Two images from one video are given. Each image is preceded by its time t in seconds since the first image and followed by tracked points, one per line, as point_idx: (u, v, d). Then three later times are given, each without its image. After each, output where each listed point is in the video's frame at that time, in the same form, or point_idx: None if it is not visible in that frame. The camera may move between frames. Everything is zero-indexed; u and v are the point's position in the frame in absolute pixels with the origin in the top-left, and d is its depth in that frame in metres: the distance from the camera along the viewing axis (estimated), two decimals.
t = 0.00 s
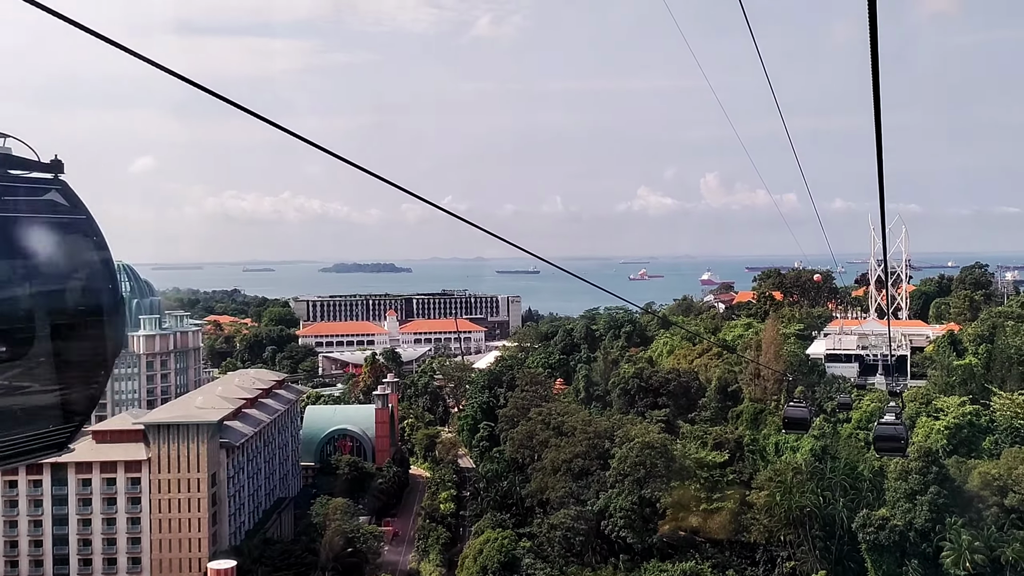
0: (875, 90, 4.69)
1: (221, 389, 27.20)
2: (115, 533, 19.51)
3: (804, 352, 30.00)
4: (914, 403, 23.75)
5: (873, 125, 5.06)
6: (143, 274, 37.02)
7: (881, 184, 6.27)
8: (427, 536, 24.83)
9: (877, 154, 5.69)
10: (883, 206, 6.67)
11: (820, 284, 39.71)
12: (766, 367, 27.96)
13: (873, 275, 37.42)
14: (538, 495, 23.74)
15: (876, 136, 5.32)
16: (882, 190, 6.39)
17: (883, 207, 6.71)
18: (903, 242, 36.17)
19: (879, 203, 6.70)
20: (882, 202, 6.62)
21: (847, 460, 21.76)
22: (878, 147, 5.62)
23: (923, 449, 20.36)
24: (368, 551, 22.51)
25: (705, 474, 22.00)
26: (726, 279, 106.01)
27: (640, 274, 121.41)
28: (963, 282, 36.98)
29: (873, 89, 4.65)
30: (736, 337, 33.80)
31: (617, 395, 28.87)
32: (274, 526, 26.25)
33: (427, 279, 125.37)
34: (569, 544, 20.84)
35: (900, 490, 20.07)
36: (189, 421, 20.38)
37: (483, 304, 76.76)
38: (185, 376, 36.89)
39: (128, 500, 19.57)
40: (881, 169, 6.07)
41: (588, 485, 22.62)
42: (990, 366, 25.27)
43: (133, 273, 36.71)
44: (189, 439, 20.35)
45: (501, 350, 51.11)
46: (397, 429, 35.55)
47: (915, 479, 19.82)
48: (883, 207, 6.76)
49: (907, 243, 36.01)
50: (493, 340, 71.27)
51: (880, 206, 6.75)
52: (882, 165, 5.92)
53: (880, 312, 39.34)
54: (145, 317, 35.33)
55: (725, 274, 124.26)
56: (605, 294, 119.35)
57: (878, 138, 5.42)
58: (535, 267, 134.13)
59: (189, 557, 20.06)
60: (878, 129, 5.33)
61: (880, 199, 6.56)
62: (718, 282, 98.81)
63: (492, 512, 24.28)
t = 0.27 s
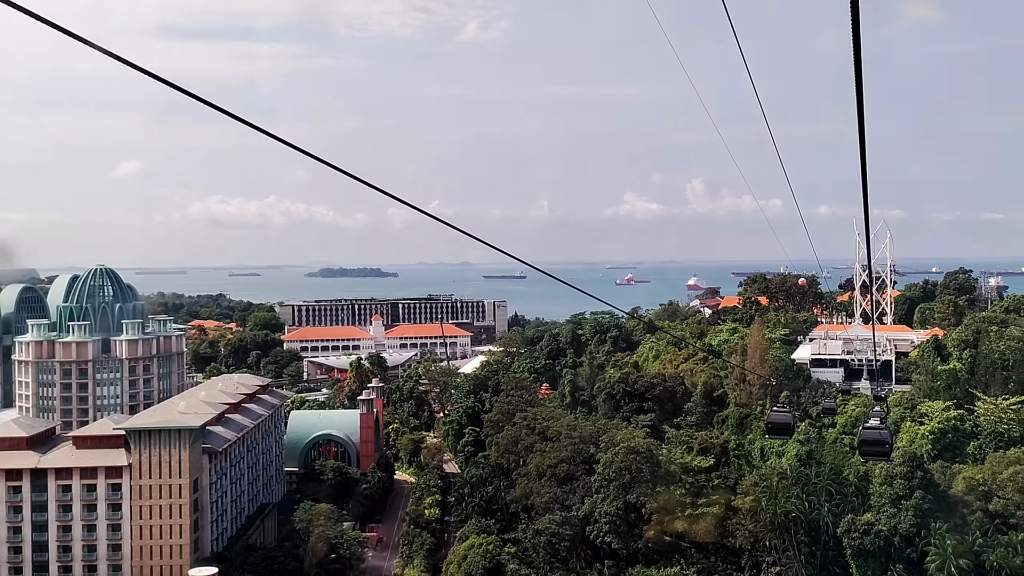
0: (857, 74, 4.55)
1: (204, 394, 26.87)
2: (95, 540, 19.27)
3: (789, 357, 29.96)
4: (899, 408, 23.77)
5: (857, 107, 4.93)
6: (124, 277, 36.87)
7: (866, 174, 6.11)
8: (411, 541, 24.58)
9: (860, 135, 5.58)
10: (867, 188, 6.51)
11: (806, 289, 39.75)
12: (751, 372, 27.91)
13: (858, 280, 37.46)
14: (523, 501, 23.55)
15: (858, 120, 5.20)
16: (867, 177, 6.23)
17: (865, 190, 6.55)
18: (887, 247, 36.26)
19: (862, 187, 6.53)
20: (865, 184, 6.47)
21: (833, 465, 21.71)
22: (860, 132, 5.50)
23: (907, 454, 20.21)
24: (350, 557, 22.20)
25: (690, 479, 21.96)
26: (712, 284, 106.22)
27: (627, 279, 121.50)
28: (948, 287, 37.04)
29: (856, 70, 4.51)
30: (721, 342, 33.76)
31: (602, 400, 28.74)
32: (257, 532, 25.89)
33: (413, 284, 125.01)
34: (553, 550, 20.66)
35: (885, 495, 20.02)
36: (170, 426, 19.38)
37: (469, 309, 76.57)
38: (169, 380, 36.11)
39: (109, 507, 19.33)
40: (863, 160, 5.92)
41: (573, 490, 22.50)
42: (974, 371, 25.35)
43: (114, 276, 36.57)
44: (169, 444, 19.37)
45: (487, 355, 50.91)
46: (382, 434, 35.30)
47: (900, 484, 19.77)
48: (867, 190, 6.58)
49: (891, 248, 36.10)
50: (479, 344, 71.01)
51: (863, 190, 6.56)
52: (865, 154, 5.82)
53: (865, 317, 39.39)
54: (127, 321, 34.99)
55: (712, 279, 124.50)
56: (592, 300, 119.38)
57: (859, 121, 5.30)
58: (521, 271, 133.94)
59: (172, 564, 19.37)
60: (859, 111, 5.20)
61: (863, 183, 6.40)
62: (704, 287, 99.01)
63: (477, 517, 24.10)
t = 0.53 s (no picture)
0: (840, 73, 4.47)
1: (185, 396, 26.62)
2: (74, 544, 19.00)
3: (773, 359, 29.97)
4: (881, 410, 23.81)
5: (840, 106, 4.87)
6: (105, 280, 36.38)
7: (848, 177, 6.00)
8: (394, 544, 24.34)
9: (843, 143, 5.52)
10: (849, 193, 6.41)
11: (790, 292, 39.82)
12: (734, 375, 27.90)
13: (841, 283, 37.56)
14: (506, 503, 23.40)
15: (840, 119, 5.14)
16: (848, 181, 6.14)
17: (848, 194, 6.46)
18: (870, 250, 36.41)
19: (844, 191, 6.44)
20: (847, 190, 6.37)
21: (816, 467, 21.70)
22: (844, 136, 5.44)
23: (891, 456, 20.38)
24: (333, 560, 22.05)
25: (674, 482, 21.93)
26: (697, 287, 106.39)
27: (612, 283, 121.58)
28: (930, 290, 37.18)
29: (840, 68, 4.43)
30: (705, 344, 33.77)
31: (586, 402, 28.64)
32: (238, 537, 25.63)
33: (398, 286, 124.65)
34: (536, 553, 20.49)
35: (867, 497, 20.02)
36: (151, 429, 19.08)
37: (454, 312, 76.37)
38: (149, 382, 35.30)
39: (88, 510, 19.06)
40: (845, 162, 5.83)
41: (556, 492, 22.43)
42: (956, 373, 25.39)
43: (95, 279, 36.04)
44: (150, 448, 19.06)
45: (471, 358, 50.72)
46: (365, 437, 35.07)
47: (883, 485, 19.77)
48: (849, 193, 6.48)
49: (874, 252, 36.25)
50: (463, 347, 70.81)
51: (846, 193, 6.46)
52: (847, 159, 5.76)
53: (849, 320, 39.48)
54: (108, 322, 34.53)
55: (696, 283, 124.73)
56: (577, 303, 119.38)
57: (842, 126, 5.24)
58: (507, 274, 133.80)
59: (152, 568, 19.08)
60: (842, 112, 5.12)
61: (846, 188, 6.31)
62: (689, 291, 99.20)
63: (460, 520, 23.91)
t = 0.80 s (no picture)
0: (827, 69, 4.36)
1: (168, 396, 26.35)
2: (55, 545, 18.72)
3: (759, 360, 29.94)
4: (867, 411, 23.82)
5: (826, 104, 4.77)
6: (89, 279, 35.83)
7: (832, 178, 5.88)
8: (378, 546, 24.11)
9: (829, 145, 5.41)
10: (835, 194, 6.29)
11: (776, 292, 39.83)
12: (720, 375, 27.87)
13: (827, 285, 37.59)
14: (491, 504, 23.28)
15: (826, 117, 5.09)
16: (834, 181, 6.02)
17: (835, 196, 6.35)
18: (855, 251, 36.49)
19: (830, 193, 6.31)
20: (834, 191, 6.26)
21: (802, 467, 21.65)
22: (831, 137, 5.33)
23: (877, 456, 20.33)
24: (317, 562, 21.78)
25: (659, 483, 21.86)
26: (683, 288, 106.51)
27: (599, 283, 121.61)
28: (915, 291, 37.27)
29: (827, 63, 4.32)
30: (692, 344, 33.74)
31: (572, 403, 28.51)
32: (222, 539, 25.36)
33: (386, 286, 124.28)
34: (521, 554, 20.38)
35: (853, 497, 20.05)
36: (133, 429, 18.73)
37: (441, 312, 76.14)
38: (134, 383, 34.96)
39: (69, 511, 18.76)
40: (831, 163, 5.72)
41: (542, 493, 22.33)
42: (942, 374, 25.39)
43: (78, 279, 35.53)
44: (131, 448, 18.74)
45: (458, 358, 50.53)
46: (351, 437, 34.84)
47: (868, 486, 19.81)
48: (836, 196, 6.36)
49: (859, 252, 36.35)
50: (450, 347, 70.58)
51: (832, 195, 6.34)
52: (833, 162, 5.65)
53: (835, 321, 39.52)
54: (91, 323, 34.35)
55: (683, 284, 124.93)
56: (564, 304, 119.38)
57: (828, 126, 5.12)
58: (494, 274, 133.56)
59: (134, 570, 18.76)
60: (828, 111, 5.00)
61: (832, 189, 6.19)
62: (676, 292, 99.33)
63: (444, 521, 23.57)
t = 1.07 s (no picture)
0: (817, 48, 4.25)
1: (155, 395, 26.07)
2: (40, 546, 18.40)
3: (748, 359, 29.93)
4: (855, 410, 23.81)
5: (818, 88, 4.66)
6: (76, 278, 35.44)
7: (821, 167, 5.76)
8: (366, 545, 24.03)
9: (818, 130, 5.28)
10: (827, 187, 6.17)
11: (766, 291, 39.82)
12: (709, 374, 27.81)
13: (816, 285, 37.59)
14: (479, 504, 23.13)
15: (816, 107, 5.04)
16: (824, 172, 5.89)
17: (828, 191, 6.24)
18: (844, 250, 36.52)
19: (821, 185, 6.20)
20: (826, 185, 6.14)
21: (790, 467, 21.62)
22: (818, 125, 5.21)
23: (865, 455, 19.97)
24: (305, 562, 21.66)
25: (648, 482, 21.79)
26: (673, 287, 106.64)
27: (589, 283, 121.68)
28: (903, 291, 37.29)
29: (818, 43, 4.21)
30: (681, 344, 33.69)
31: (561, 402, 28.39)
32: (209, 538, 25.16)
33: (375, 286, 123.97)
34: (509, 554, 20.25)
35: (842, 497, 19.66)
36: (119, 428, 18.50)
37: (430, 311, 75.95)
38: (121, 383, 34.61)
39: (54, 512, 18.45)
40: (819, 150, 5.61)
41: (530, 493, 22.20)
42: (930, 373, 25.34)
43: (65, 278, 35.02)
44: (116, 448, 18.50)
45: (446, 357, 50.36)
46: (339, 437, 34.64)
47: (856, 485, 19.45)
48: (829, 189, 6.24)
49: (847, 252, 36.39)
50: (439, 347, 70.37)
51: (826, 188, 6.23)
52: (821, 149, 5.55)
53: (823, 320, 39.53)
54: (77, 321, 33.99)
55: (673, 283, 125.09)
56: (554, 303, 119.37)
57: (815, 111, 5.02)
58: (484, 273, 133.43)
59: (120, 571, 18.51)
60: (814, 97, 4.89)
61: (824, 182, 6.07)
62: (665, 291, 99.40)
63: (432, 521, 23.48)
